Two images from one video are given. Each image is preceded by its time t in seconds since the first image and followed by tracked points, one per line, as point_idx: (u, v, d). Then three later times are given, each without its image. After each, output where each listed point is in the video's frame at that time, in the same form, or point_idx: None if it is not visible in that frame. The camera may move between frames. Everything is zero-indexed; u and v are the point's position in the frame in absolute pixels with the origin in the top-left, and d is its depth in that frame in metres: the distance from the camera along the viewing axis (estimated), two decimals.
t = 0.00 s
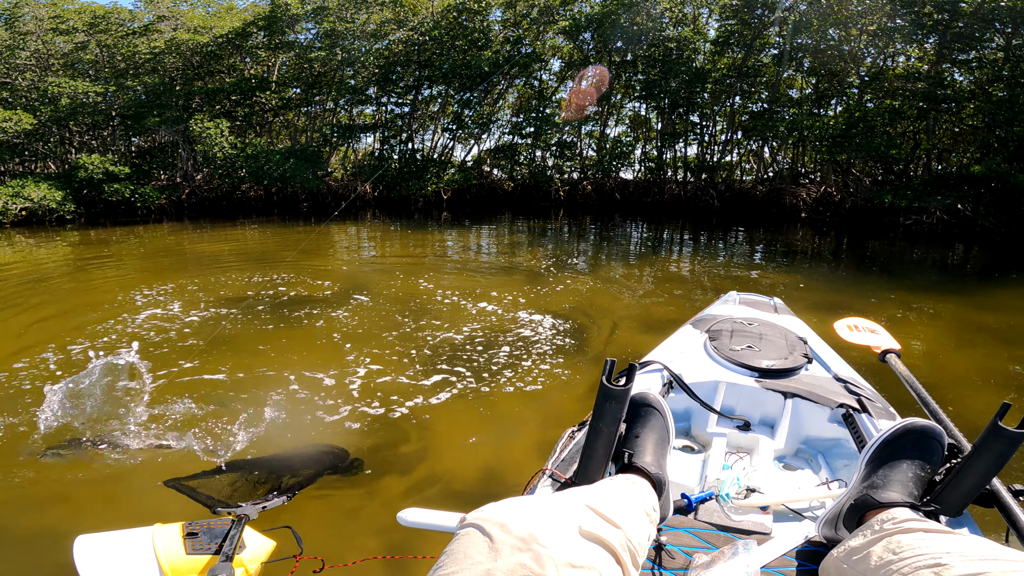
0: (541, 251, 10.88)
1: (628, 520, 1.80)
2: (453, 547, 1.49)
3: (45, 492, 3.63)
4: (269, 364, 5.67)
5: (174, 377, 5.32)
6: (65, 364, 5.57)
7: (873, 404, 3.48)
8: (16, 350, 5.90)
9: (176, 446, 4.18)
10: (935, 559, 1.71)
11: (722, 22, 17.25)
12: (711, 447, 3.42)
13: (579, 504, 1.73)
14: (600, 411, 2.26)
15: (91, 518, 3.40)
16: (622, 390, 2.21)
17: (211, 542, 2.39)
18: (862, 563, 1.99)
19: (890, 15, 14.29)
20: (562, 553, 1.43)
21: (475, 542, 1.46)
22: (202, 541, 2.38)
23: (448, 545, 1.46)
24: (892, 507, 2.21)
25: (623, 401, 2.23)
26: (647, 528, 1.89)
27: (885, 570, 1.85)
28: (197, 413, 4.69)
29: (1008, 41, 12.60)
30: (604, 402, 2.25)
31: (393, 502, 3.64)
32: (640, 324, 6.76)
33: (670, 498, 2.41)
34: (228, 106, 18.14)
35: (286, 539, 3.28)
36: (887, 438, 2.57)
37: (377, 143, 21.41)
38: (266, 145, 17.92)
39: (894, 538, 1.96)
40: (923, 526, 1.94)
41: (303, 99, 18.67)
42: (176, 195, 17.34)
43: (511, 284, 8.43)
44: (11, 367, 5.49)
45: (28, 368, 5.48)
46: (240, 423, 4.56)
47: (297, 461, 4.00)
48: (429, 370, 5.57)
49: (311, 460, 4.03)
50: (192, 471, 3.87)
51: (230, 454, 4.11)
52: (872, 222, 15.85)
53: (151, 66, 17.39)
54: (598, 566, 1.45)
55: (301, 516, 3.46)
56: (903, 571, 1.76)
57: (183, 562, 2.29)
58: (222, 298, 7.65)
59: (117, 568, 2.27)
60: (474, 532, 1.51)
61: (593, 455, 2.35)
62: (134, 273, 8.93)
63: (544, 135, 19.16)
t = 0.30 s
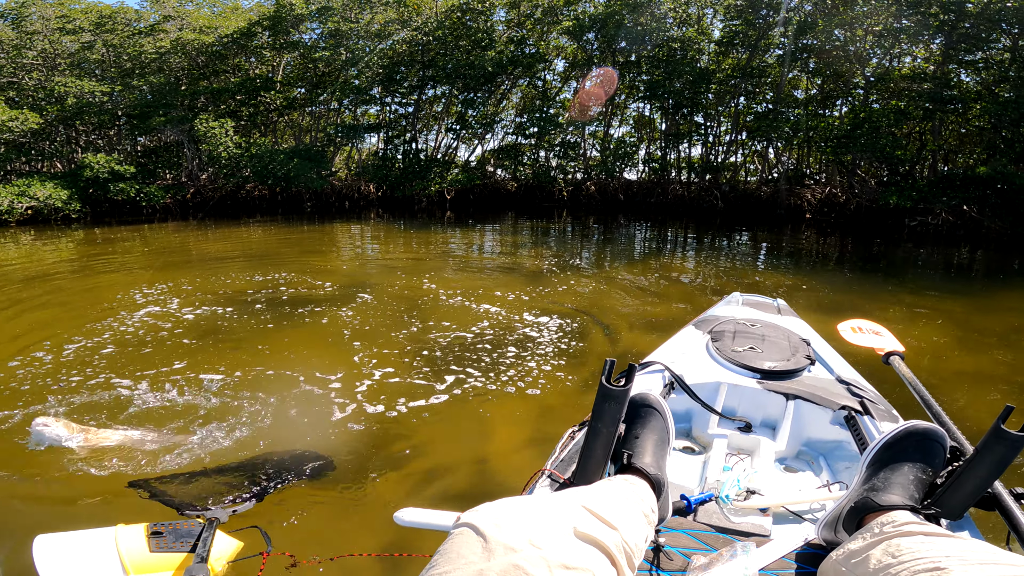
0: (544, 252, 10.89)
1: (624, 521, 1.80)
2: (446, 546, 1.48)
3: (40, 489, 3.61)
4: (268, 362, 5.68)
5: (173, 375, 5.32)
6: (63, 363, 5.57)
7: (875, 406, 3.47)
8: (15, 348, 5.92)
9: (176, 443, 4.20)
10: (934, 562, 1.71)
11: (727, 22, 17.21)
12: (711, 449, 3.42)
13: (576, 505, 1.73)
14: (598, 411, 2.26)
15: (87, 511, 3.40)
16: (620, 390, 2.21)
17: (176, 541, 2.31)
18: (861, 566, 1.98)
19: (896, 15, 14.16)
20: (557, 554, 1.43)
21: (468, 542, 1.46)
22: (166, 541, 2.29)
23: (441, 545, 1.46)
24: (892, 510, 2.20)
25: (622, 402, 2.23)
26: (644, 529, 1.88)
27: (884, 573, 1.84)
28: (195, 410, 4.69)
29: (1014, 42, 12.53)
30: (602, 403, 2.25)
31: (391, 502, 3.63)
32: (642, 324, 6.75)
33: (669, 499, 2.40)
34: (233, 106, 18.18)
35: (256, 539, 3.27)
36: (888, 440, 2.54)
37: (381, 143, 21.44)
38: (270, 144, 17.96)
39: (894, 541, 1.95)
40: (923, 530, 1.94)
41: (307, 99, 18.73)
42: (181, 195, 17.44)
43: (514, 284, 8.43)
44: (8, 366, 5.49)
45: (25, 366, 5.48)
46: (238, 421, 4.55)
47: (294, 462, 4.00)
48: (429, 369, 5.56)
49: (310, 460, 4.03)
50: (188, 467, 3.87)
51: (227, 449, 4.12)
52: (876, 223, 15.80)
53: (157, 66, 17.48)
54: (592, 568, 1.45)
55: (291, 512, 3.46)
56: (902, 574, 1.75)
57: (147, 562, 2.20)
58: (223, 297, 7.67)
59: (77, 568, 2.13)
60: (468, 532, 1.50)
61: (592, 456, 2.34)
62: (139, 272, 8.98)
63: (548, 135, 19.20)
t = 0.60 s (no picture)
0: (546, 251, 10.90)
1: (622, 518, 1.80)
2: (442, 541, 1.48)
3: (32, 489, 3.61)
4: (265, 360, 5.70)
5: (168, 373, 5.34)
6: (59, 360, 5.59)
7: (876, 406, 3.46)
8: (13, 345, 5.95)
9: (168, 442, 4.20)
10: (930, 563, 1.70)
11: (730, 22, 17.15)
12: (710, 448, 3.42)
13: (574, 502, 1.73)
14: (597, 408, 2.26)
15: (80, 511, 3.40)
16: (619, 387, 2.20)
17: (128, 545, 2.31)
18: (858, 565, 1.98)
19: (901, 15, 14.04)
20: (553, 550, 1.43)
21: (465, 537, 1.46)
22: (116, 545, 2.30)
23: (437, 540, 1.46)
24: (890, 510, 2.20)
25: (621, 399, 2.23)
26: (642, 527, 1.89)
27: (881, 573, 1.84)
28: (191, 408, 4.71)
29: (1020, 42, 12.46)
30: (601, 400, 2.24)
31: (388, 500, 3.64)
32: (642, 324, 6.76)
33: (667, 497, 2.40)
34: (237, 105, 18.20)
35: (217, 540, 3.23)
36: (887, 440, 2.54)
37: (384, 142, 21.47)
38: (272, 143, 17.99)
39: (890, 541, 1.95)
40: (920, 530, 1.94)
41: (311, 98, 18.77)
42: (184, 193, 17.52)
43: (516, 283, 8.44)
44: (4, 363, 5.51)
45: (21, 364, 5.49)
46: (234, 419, 4.57)
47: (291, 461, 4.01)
48: (428, 368, 5.56)
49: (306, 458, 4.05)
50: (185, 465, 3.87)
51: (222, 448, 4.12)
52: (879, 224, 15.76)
53: (161, 65, 17.55)
54: (589, 565, 1.45)
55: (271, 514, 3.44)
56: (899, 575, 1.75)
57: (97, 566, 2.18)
58: (223, 295, 7.70)
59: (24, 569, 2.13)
60: (465, 527, 1.51)
61: (590, 453, 2.34)
62: (142, 270, 9.03)
63: (551, 134, 19.26)
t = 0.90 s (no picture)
0: (546, 251, 10.92)
1: (620, 517, 1.81)
2: (439, 539, 1.49)
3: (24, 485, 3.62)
4: (262, 357, 5.71)
5: (163, 370, 5.35)
6: (55, 357, 5.60)
7: (878, 407, 3.46)
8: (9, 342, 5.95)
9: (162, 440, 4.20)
10: (931, 564, 1.71)
11: (733, 22, 17.13)
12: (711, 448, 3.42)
13: (572, 501, 1.73)
14: (598, 407, 2.26)
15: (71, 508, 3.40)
16: (619, 386, 2.21)
17: (75, 544, 2.26)
18: (859, 566, 1.99)
19: (903, 16, 13.95)
20: (549, 549, 1.44)
21: (461, 535, 1.47)
22: (63, 544, 2.24)
23: (434, 538, 1.47)
24: (891, 511, 2.20)
25: (621, 398, 2.23)
26: (641, 526, 1.89)
27: (882, 574, 1.84)
28: (186, 406, 4.72)
29: (1023, 43, 12.42)
30: (601, 398, 2.25)
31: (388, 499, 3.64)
32: (644, 324, 6.76)
33: (668, 497, 2.40)
34: (239, 104, 18.22)
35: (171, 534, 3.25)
36: (890, 440, 2.54)
37: (386, 142, 21.50)
38: (274, 142, 18.03)
39: (891, 542, 1.95)
40: (922, 531, 1.94)
41: (313, 97, 18.82)
42: (186, 191, 17.59)
43: (517, 283, 8.46)
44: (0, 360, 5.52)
45: (17, 361, 5.50)
46: (230, 416, 4.57)
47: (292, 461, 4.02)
48: (425, 368, 5.56)
49: (303, 456, 4.07)
50: (184, 464, 3.88)
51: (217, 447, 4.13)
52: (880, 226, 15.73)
53: (164, 63, 17.59)
54: (585, 564, 1.46)
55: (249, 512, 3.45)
56: None
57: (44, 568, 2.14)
58: (222, 293, 7.72)
59: None
60: (461, 525, 1.51)
61: (589, 452, 2.34)
62: (144, 268, 9.07)
63: (552, 134, 19.29)
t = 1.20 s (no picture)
0: (547, 251, 10.93)
1: (620, 519, 1.80)
2: (437, 541, 1.49)
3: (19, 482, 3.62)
4: (257, 356, 5.71)
5: (157, 368, 5.34)
6: (49, 354, 5.59)
7: (880, 408, 3.45)
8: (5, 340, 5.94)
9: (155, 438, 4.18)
10: (934, 567, 1.71)
11: (734, 23, 17.11)
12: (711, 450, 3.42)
13: (572, 503, 1.73)
14: (597, 408, 2.25)
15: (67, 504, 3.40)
16: (619, 387, 2.20)
17: (24, 545, 2.20)
18: (860, 569, 1.99)
19: (905, 17, 13.87)
20: (547, 551, 1.44)
21: (459, 537, 1.47)
22: (12, 546, 2.18)
23: (432, 540, 1.47)
24: (893, 514, 2.20)
25: (621, 399, 2.23)
26: (642, 529, 1.89)
27: None
28: (179, 405, 4.69)
29: None
30: (601, 399, 2.25)
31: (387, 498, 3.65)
32: (644, 325, 6.76)
33: (668, 499, 2.39)
34: (240, 103, 18.22)
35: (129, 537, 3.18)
36: (892, 442, 2.54)
37: (387, 141, 21.50)
38: (274, 141, 18.04)
39: (894, 545, 1.95)
40: (925, 534, 1.93)
41: (314, 96, 18.82)
42: (186, 191, 17.63)
43: (518, 283, 8.47)
44: None
45: (12, 359, 5.48)
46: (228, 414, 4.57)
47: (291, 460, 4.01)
48: (426, 367, 5.56)
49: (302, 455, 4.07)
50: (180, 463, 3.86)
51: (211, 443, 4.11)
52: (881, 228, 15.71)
53: (166, 62, 17.59)
54: (584, 567, 1.45)
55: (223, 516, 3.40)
56: None
57: None
58: (221, 292, 7.71)
59: None
60: (459, 528, 1.51)
61: (589, 453, 2.33)
62: (144, 266, 9.08)
63: (553, 134, 19.31)
